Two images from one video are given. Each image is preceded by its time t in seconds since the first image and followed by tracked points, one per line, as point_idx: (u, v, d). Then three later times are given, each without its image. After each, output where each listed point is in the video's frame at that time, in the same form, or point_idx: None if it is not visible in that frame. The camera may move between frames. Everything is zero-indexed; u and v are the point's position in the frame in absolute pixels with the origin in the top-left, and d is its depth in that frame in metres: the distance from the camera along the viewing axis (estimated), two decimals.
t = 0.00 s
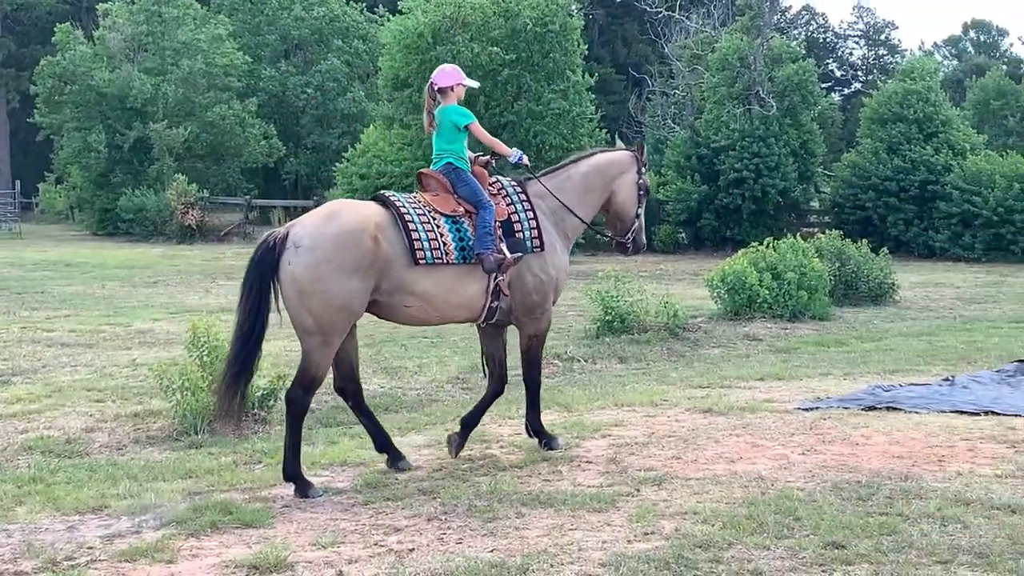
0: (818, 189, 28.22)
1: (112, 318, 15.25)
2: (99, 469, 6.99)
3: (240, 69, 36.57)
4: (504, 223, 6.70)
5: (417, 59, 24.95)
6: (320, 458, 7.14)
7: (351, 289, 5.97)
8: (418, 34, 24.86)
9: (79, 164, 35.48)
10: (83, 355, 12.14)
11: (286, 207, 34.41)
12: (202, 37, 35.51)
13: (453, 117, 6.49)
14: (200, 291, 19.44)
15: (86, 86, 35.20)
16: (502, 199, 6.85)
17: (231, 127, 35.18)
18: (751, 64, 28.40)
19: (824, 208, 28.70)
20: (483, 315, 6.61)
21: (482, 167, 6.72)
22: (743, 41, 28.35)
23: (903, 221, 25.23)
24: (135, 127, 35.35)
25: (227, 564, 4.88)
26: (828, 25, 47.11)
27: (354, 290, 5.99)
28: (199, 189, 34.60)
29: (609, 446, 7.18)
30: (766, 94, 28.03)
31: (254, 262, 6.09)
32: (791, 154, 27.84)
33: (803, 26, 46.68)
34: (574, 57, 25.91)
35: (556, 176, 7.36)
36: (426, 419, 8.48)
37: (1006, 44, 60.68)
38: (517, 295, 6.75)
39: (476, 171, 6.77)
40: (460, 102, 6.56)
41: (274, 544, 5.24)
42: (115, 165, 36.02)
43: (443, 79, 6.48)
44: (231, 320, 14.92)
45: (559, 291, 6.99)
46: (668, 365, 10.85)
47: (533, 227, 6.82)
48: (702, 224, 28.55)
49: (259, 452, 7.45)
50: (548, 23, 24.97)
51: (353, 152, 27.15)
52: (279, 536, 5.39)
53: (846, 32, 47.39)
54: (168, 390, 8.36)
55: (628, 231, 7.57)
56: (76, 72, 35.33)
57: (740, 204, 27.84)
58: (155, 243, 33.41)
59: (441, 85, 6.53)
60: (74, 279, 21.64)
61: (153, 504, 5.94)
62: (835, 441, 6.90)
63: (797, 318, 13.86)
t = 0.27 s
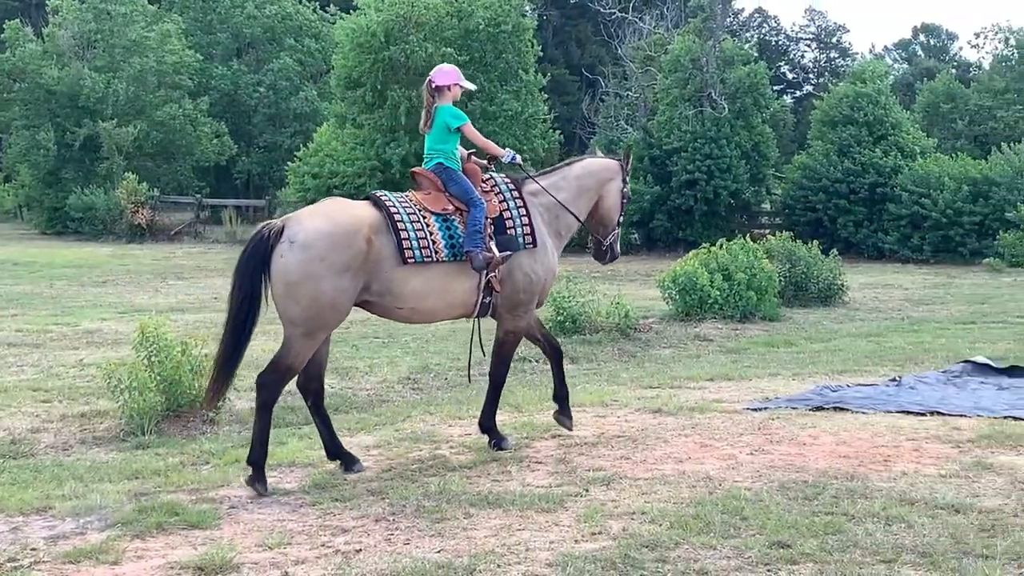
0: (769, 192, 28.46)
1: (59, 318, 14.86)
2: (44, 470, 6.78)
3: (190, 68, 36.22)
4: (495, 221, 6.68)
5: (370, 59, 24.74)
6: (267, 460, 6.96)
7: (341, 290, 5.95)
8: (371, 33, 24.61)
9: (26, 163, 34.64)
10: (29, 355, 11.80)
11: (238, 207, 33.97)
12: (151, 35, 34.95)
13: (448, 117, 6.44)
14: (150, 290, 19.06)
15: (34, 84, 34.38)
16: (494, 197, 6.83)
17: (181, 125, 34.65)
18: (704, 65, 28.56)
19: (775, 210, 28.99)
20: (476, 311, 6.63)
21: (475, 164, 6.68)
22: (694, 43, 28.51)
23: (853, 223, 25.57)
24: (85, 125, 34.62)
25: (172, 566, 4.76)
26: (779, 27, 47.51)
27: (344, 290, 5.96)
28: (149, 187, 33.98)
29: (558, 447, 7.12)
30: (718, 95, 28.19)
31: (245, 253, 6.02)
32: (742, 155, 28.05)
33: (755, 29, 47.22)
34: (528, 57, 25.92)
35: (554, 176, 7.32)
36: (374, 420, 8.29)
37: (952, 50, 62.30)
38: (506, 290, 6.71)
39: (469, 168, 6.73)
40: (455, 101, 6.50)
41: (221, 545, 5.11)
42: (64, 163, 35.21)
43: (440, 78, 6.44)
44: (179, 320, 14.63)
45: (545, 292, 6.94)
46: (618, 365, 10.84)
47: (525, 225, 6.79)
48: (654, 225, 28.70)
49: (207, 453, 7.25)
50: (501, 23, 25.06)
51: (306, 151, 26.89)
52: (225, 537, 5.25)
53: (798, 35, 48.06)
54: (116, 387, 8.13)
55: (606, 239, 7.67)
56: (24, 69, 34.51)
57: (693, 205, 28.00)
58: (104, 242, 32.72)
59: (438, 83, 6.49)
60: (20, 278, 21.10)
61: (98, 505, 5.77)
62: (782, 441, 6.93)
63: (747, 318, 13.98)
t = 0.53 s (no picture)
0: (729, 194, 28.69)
1: (14, 317, 14.54)
2: None
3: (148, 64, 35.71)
4: (493, 218, 6.74)
5: (331, 57, 24.57)
6: (225, 459, 6.82)
7: (357, 278, 6.17)
8: (333, 31, 24.46)
9: None
10: None
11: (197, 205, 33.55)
12: (108, 31, 34.23)
13: (446, 114, 6.47)
14: (107, 289, 18.74)
15: None
16: (493, 194, 6.89)
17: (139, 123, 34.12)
18: (664, 67, 28.62)
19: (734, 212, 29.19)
20: (472, 306, 6.73)
21: (475, 161, 6.74)
22: (655, 45, 28.58)
23: (812, 224, 25.86)
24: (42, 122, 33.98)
25: (126, 566, 4.65)
26: (739, 29, 48.35)
27: (361, 279, 6.19)
28: (106, 185, 33.41)
29: (517, 447, 7.07)
30: (678, 97, 28.29)
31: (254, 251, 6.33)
32: (702, 157, 28.23)
33: (715, 30, 47.96)
34: (488, 56, 25.88)
35: (539, 172, 7.36)
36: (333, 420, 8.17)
37: (910, 52, 63.54)
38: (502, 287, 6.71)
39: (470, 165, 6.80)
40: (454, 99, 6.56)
41: (176, 545, 5.01)
42: (21, 162, 34.49)
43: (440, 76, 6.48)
44: (136, 319, 14.38)
45: (535, 289, 6.94)
46: (578, 365, 10.84)
47: (522, 222, 6.84)
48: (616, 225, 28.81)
49: (163, 453, 7.09)
50: (462, 22, 25.02)
51: (266, 150, 26.66)
52: (181, 537, 5.15)
53: (759, 37, 48.62)
54: (72, 386, 7.95)
55: (605, 215, 7.73)
56: None
57: (653, 206, 28.09)
58: (61, 240, 32.11)
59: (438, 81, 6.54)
60: None
61: (52, 506, 5.64)
62: (740, 441, 6.95)
63: (706, 319, 14.04)
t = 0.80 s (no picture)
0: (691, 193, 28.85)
1: None
2: None
3: (111, 62, 34.93)
4: (495, 212, 6.92)
5: (292, 54, 24.34)
6: (186, 458, 6.72)
7: (366, 274, 6.32)
8: (294, 28, 24.23)
9: None
10: None
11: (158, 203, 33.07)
12: (68, 27, 33.56)
13: (444, 109, 6.68)
14: (67, 286, 18.42)
15: None
16: (494, 187, 7.08)
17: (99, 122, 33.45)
18: (627, 66, 28.57)
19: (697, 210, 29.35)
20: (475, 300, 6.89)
21: (475, 157, 6.94)
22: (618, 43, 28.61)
23: (774, 223, 26.12)
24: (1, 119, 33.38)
25: (87, 566, 4.57)
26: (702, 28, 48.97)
27: (371, 275, 6.34)
28: (65, 182, 32.82)
29: (479, 445, 7.04)
30: (641, 95, 28.32)
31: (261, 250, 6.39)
32: (665, 155, 28.37)
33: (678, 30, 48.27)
34: (451, 53, 25.78)
35: (546, 167, 7.57)
36: (296, 420, 8.07)
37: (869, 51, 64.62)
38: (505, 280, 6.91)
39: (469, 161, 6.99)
40: (450, 95, 6.78)
41: (137, 544, 4.92)
42: None
43: (435, 73, 6.69)
44: (97, 318, 14.14)
45: (539, 282, 7.16)
46: (542, 364, 10.84)
47: (522, 216, 7.03)
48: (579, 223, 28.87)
49: (124, 452, 6.96)
50: (425, 20, 24.93)
51: (228, 147, 26.34)
52: (142, 536, 5.06)
53: (720, 36, 48.99)
54: (31, 385, 7.79)
55: (619, 216, 7.96)
56: None
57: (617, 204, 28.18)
58: (19, 238, 31.48)
59: (433, 78, 6.74)
60: None
61: (10, 506, 5.51)
62: (703, 439, 6.98)
63: (668, 317, 14.10)
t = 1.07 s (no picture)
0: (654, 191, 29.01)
1: None
2: None
3: (70, 61, 34.25)
4: (505, 209, 7.18)
5: (253, 53, 24.11)
6: (151, 459, 6.63)
7: (368, 265, 6.46)
8: (255, 27, 24.07)
9: None
10: None
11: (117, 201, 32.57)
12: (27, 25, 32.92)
13: (451, 106, 6.97)
14: (24, 286, 18.08)
15: None
16: (504, 186, 7.33)
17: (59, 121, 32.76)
18: (591, 65, 28.59)
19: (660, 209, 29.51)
20: (485, 297, 7.12)
21: (484, 154, 7.20)
22: (581, 42, 28.65)
23: (736, 221, 26.37)
24: None
25: (50, 569, 4.51)
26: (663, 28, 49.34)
27: (372, 266, 6.48)
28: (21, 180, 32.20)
29: (446, 444, 7.03)
30: (603, 94, 28.38)
31: (273, 235, 6.59)
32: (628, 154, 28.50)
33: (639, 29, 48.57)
34: (414, 51, 25.58)
35: (560, 168, 7.88)
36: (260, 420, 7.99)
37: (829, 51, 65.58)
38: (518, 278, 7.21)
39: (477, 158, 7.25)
40: (454, 94, 7.07)
41: (101, 546, 4.85)
42: None
43: (437, 72, 6.96)
44: (56, 318, 13.90)
45: (565, 275, 7.45)
46: (507, 363, 10.84)
47: (532, 211, 7.28)
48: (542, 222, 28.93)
49: (87, 453, 6.84)
50: (387, 18, 24.72)
51: (188, 145, 26.03)
52: (107, 538, 4.99)
53: (682, 35, 49.33)
54: None
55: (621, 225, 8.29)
56: None
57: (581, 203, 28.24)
58: None
59: (436, 78, 7.03)
60: None
61: None
62: (669, 438, 7.02)
63: (633, 316, 14.15)
